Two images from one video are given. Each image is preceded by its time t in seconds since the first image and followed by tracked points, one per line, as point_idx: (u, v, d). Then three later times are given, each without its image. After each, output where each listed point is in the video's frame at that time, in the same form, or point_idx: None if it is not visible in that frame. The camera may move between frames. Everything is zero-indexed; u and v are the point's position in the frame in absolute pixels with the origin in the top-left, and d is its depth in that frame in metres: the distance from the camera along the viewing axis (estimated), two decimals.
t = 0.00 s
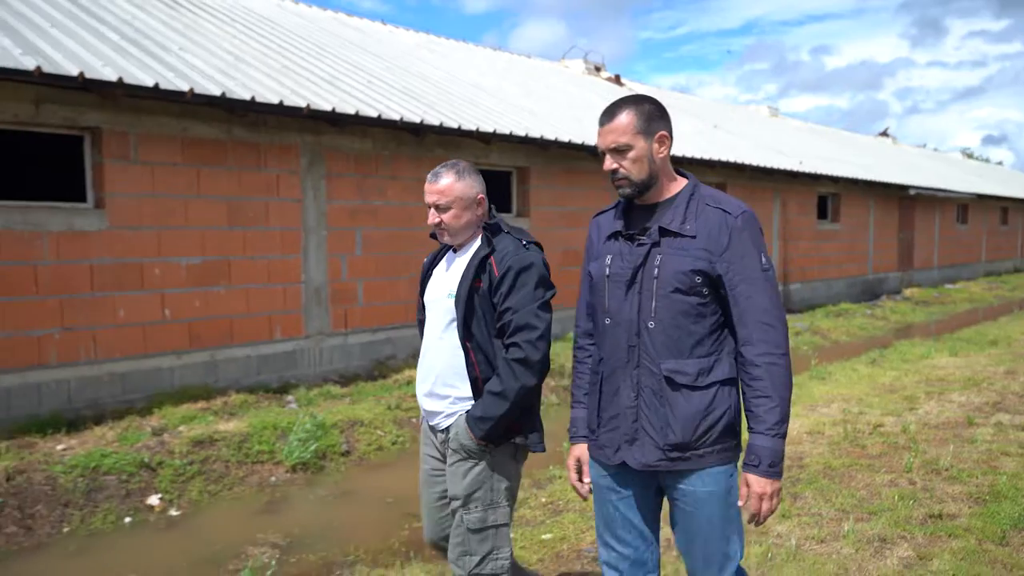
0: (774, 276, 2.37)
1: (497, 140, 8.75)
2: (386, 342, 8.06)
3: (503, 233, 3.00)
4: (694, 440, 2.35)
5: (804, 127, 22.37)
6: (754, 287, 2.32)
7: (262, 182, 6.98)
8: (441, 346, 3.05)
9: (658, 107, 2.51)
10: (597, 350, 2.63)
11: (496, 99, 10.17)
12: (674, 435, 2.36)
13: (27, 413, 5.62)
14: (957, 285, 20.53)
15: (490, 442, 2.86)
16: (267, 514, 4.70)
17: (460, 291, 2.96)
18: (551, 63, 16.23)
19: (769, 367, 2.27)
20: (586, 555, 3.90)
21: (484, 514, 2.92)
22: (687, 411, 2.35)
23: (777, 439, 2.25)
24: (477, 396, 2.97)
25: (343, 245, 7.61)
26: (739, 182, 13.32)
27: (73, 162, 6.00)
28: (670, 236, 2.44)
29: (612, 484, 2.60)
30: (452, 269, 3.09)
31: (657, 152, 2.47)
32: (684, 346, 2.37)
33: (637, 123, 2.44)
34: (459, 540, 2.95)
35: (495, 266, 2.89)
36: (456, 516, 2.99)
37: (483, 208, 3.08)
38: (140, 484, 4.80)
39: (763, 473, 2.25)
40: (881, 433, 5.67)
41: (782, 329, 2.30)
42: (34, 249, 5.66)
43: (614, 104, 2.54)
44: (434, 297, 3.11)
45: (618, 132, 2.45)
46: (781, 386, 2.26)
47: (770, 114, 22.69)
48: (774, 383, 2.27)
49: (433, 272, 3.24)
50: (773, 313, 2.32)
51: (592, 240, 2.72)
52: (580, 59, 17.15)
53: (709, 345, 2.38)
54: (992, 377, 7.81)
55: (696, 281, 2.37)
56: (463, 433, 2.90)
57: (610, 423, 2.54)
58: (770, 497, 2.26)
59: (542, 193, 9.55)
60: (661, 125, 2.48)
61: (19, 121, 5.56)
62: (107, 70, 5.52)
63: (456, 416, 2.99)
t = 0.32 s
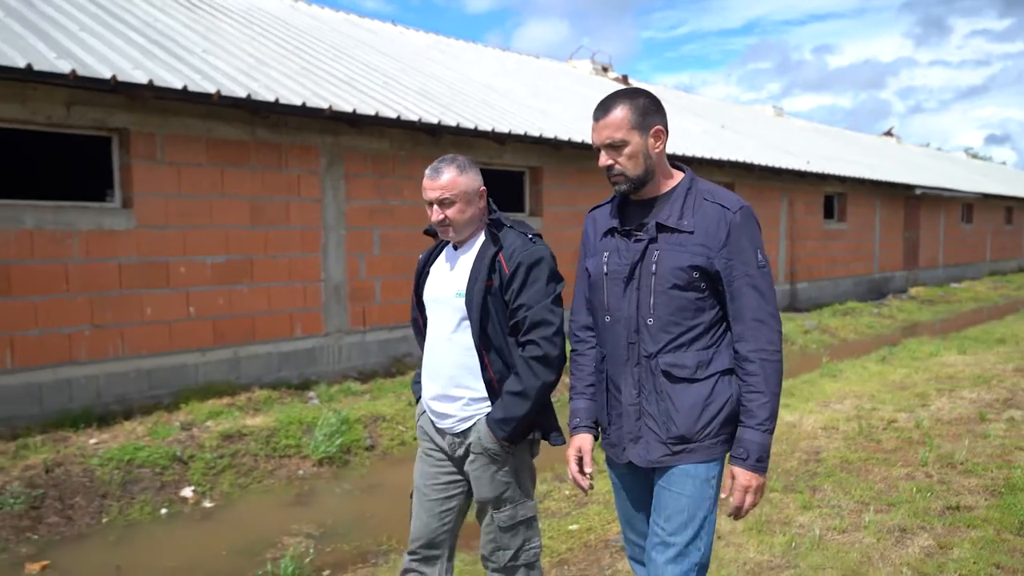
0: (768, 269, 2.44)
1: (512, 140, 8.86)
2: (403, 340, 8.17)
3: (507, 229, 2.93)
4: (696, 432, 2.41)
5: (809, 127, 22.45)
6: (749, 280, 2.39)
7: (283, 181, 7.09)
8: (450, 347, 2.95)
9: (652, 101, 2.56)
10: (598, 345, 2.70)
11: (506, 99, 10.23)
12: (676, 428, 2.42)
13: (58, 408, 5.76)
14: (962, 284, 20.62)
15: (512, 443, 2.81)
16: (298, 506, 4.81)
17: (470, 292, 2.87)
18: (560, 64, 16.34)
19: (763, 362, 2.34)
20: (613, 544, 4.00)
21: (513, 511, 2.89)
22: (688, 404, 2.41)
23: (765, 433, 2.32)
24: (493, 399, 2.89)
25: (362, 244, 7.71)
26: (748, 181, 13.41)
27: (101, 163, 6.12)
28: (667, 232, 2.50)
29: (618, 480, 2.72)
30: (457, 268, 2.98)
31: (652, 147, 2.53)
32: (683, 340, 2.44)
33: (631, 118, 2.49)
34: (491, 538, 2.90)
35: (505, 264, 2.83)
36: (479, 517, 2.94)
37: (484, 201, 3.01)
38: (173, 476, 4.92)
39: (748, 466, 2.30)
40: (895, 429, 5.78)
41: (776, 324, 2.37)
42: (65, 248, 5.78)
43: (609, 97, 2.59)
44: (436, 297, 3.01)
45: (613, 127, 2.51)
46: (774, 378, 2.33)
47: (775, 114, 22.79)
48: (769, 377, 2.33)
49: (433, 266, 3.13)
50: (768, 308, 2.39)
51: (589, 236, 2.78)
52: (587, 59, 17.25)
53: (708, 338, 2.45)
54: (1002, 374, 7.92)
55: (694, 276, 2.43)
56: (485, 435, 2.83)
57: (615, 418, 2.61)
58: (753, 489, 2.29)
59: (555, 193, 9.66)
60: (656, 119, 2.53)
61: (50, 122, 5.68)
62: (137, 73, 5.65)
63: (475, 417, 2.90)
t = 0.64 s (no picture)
0: (779, 284, 2.28)
1: (525, 141, 8.97)
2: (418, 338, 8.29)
3: (495, 231, 2.93)
4: (688, 448, 2.33)
5: (813, 127, 22.57)
6: (751, 295, 2.26)
7: (303, 182, 7.21)
8: (442, 351, 2.84)
9: (667, 102, 2.47)
10: (606, 350, 2.66)
11: (515, 100, 10.31)
12: (668, 442, 2.34)
13: (87, 403, 5.89)
14: (966, 284, 20.73)
15: (509, 442, 2.77)
16: (326, 499, 4.93)
17: (468, 291, 2.80)
18: (567, 65, 16.48)
19: (762, 381, 2.22)
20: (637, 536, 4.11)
21: (511, 517, 2.82)
22: (683, 418, 2.33)
23: (771, 454, 2.20)
24: (490, 400, 2.82)
25: (378, 244, 7.84)
26: (755, 181, 13.52)
27: (127, 164, 6.24)
28: (671, 239, 2.41)
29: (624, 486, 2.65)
30: (447, 267, 2.91)
31: (665, 150, 2.44)
32: (683, 352, 2.36)
33: (643, 120, 2.41)
34: (489, 551, 2.79)
35: (501, 263, 2.82)
36: (472, 531, 2.81)
37: (467, 207, 3.00)
38: (203, 470, 5.05)
39: (753, 488, 2.20)
40: (906, 425, 5.90)
41: (780, 342, 2.23)
42: (93, 247, 5.90)
43: (622, 98, 2.49)
44: (422, 300, 2.91)
45: (624, 129, 2.42)
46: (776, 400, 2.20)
47: (780, 114, 22.94)
48: (768, 397, 2.22)
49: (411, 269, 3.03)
50: (773, 325, 2.25)
51: (605, 237, 2.76)
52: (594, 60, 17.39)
53: (709, 352, 2.35)
54: (1009, 372, 8.04)
55: (694, 286, 2.34)
56: (487, 440, 2.75)
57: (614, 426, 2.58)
58: (758, 512, 2.19)
59: (566, 193, 9.77)
60: (670, 122, 2.44)
61: (78, 124, 5.80)
62: (165, 76, 5.78)
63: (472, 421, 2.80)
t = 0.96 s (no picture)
0: (794, 282, 2.22)
1: (539, 143, 9.09)
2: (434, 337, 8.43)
3: (486, 226, 3.11)
4: (695, 450, 2.31)
5: (819, 127, 22.67)
6: (762, 293, 2.21)
7: (324, 184, 7.33)
8: (437, 342, 2.96)
9: (687, 92, 2.43)
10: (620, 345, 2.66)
11: (527, 101, 10.43)
12: (674, 443, 2.33)
13: (118, 400, 6.04)
14: (972, 283, 20.81)
15: (503, 424, 2.90)
16: (355, 492, 5.07)
17: (464, 280, 2.94)
18: (576, 66, 16.62)
19: (771, 384, 2.16)
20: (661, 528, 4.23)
21: (485, 500, 2.93)
22: (690, 418, 2.31)
23: (773, 462, 2.15)
24: (486, 382, 2.98)
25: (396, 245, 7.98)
26: (764, 181, 13.64)
27: (155, 167, 6.38)
28: (684, 233, 2.39)
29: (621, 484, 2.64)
30: (442, 261, 3.03)
31: (683, 141, 2.42)
32: (692, 350, 2.33)
33: (661, 110, 2.38)
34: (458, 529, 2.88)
35: (496, 254, 3.00)
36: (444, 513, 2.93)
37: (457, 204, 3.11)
38: (235, 465, 5.19)
39: (749, 495, 2.16)
40: (919, 422, 6.02)
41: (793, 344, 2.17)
42: (123, 248, 6.05)
43: (641, 88, 2.47)
44: (418, 292, 3.03)
45: (642, 118, 2.40)
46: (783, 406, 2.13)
47: (786, 114, 23.05)
48: (777, 400, 2.15)
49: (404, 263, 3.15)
50: (786, 324, 2.20)
51: (625, 231, 2.76)
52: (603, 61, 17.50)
53: (721, 351, 2.31)
54: (1019, 371, 8.15)
55: (704, 282, 2.31)
56: (479, 418, 2.88)
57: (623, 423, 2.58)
58: (752, 522, 2.16)
59: (579, 194, 9.90)
60: (689, 112, 2.41)
61: (109, 128, 5.94)
62: (194, 81, 5.93)
63: (464, 408, 2.93)
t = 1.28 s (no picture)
0: (815, 288, 2.18)
1: (560, 147, 9.23)
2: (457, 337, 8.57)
3: (499, 237, 3.10)
4: (721, 457, 2.28)
5: (834, 128, 22.67)
6: (784, 300, 2.17)
7: (352, 187, 7.50)
8: (451, 353, 3.03)
9: (706, 101, 2.39)
10: (641, 353, 2.62)
11: (545, 105, 10.55)
12: (700, 450, 2.31)
13: (156, 398, 6.23)
14: (988, 284, 20.78)
15: (514, 435, 2.93)
16: (390, 488, 5.24)
17: (473, 294, 2.96)
18: (592, 68, 16.73)
19: (775, 386, 2.12)
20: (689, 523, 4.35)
21: (491, 506, 2.99)
22: (714, 427, 2.28)
23: (763, 461, 2.12)
24: (497, 391, 3.03)
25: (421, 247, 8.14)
26: (780, 183, 13.72)
27: (190, 172, 6.57)
28: (707, 241, 2.35)
29: (631, 479, 2.59)
30: (453, 275, 3.07)
31: (702, 150, 2.39)
32: (717, 358, 2.30)
33: (679, 121, 2.35)
34: (459, 532, 2.99)
35: (506, 265, 2.98)
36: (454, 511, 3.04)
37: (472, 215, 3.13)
38: (273, 460, 5.36)
39: (731, 488, 2.15)
40: (940, 422, 6.11)
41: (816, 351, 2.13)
42: (161, 250, 6.23)
43: (659, 98, 2.44)
44: (432, 304, 3.08)
45: (659, 129, 2.37)
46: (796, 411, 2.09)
47: (801, 115, 23.07)
48: (795, 407, 2.11)
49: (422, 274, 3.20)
50: (806, 330, 2.15)
51: (646, 238, 2.72)
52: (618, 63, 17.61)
53: (745, 359, 2.28)
54: None
55: (728, 289, 2.28)
56: (488, 428, 2.93)
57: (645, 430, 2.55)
58: (731, 518, 2.14)
59: (598, 196, 10.02)
60: (708, 121, 2.38)
61: (148, 134, 6.13)
62: (231, 88, 6.11)
63: (475, 418, 3.00)
